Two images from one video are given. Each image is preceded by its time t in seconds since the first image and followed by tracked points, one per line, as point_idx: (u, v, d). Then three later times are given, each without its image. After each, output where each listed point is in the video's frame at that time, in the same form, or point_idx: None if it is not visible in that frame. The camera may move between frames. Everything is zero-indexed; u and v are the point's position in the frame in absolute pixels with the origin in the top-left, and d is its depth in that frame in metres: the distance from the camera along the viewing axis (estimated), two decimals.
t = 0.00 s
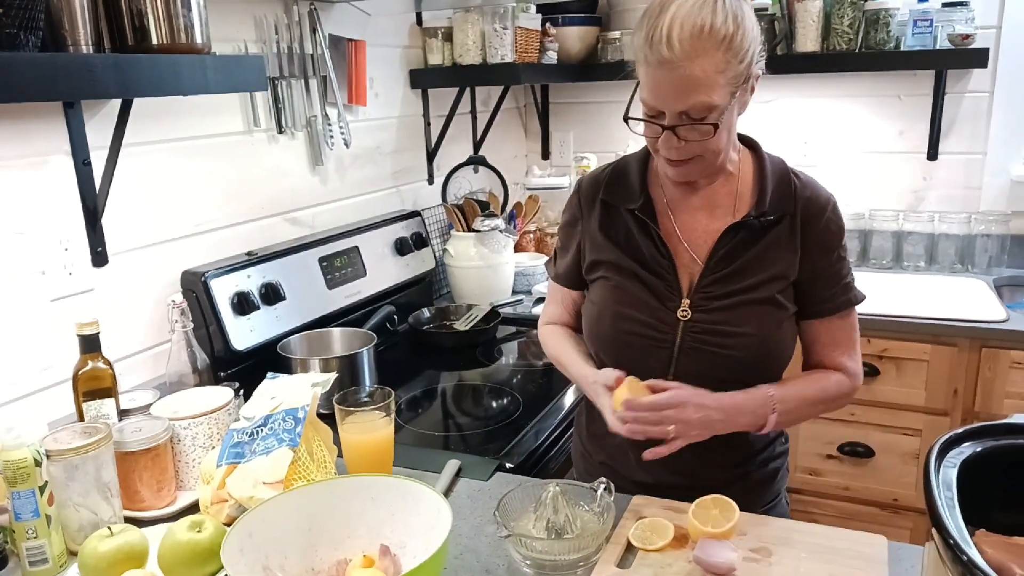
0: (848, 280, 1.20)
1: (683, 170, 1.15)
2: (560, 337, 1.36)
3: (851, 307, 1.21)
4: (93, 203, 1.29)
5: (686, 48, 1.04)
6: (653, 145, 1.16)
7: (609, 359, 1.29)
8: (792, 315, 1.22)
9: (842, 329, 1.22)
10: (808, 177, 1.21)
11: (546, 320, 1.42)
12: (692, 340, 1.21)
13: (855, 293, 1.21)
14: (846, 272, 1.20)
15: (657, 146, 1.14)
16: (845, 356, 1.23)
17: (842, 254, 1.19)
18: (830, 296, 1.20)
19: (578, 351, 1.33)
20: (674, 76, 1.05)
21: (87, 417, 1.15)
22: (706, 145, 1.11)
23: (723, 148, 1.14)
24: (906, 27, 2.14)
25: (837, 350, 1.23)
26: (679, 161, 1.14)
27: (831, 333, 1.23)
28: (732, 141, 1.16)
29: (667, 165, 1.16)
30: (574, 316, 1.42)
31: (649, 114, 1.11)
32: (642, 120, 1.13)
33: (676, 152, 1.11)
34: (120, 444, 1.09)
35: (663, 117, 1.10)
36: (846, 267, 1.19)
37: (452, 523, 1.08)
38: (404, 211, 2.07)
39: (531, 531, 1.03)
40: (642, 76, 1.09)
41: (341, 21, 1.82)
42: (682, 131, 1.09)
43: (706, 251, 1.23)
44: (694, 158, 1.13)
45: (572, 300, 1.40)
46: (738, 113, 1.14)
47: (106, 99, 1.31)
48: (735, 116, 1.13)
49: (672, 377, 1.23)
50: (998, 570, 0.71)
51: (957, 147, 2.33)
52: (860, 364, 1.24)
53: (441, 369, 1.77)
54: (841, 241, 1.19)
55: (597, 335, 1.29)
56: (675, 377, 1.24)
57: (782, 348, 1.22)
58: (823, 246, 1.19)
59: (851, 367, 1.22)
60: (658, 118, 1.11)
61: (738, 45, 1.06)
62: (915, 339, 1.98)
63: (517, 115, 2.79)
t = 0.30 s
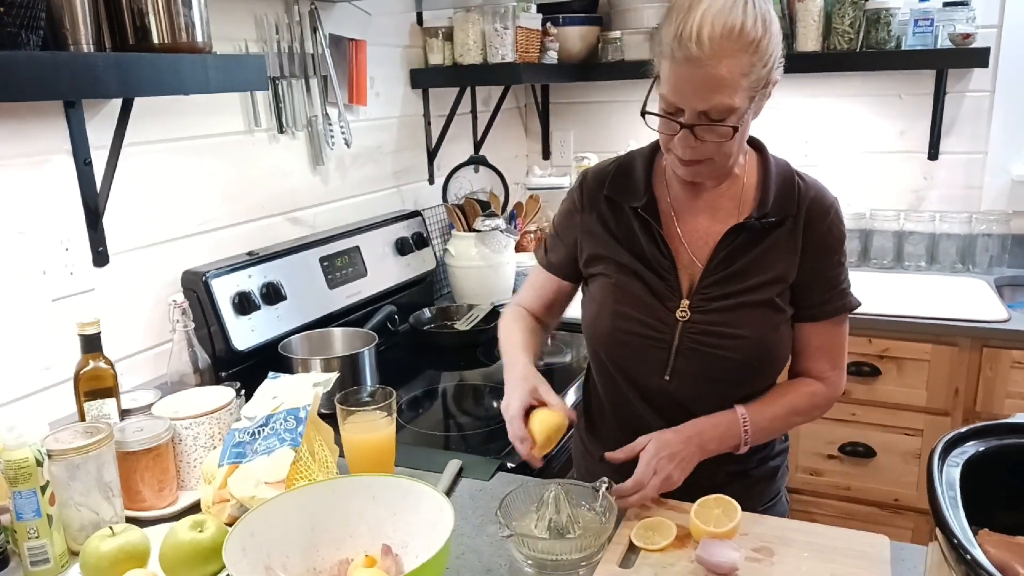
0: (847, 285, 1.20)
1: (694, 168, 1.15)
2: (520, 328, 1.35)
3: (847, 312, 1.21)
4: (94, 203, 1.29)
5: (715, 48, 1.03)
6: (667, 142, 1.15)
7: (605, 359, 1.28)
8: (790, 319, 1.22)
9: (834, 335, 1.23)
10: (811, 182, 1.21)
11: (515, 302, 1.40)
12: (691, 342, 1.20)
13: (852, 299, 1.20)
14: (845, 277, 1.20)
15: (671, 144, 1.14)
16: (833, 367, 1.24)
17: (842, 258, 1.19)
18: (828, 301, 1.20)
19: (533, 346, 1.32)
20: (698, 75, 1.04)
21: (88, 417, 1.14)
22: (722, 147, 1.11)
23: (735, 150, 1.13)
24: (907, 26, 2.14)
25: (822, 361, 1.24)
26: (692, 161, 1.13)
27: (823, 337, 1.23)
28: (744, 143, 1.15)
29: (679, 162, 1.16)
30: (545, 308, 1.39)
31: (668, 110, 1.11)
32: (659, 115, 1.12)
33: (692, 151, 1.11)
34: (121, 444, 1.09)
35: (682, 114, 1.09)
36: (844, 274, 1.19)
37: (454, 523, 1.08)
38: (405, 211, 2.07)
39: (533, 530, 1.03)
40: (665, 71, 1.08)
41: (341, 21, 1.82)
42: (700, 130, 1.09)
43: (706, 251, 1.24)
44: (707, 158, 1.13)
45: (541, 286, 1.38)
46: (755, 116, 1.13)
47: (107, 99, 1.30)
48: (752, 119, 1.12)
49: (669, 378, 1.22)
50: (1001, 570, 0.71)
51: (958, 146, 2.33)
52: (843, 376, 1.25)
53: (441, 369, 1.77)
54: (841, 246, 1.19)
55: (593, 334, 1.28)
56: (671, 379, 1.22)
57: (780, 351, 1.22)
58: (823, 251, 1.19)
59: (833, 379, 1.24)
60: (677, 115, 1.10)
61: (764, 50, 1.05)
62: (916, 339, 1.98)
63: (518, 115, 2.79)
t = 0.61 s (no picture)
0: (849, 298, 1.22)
1: (710, 172, 1.13)
2: (491, 299, 1.28)
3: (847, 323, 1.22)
4: (95, 203, 1.29)
5: (744, 51, 1.01)
6: (685, 142, 1.13)
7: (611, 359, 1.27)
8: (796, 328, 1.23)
9: (831, 347, 1.24)
10: (822, 192, 1.22)
11: (481, 268, 1.32)
12: (700, 346, 1.20)
13: (850, 311, 1.22)
14: (847, 288, 1.21)
15: (690, 145, 1.12)
16: (824, 378, 1.24)
17: (846, 268, 1.21)
18: (831, 311, 1.20)
19: (507, 319, 1.26)
20: (725, 79, 1.02)
21: (89, 416, 1.14)
22: (741, 151, 1.10)
23: (754, 156, 1.12)
24: (908, 27, 2.14)
25: (814, 371, 1.24)
26: (710, 163, 1.12)
27: (819, 347, 1.23)
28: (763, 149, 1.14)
29: (696, 164, 1.14)
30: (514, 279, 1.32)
31: (689, 111, 1.09)
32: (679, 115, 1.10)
33: (711, 154, 1.10)
34: (123, 444, 1.09)
35: (705, 117, 1.07)
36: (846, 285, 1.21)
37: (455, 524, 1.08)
38: (406, 212, 2.07)
39: (533, 531, 1.03)
40: (690, 71, 1.06)
41: (343, 21, 1.82)
42: (722, 134, 1.07)
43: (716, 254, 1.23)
44: (725, 162, 1.11)
45: (516, 254, 1.31)
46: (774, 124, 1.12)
47: (109, 99, 1.30)
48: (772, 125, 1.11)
49: (676, 382, 1.22)
50: (1002, 570, 0.71)
51: (959, 147, 2.33)
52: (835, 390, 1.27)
53: (442, 369, 1.77)
54: (846, 259, 1.21)
55: (598, 334, 1.28)
56: (679, 384, 1.22)
57: (784, 358, 1.22)
58: (829, 261, 1.20)
59: (823, 390, 1.25)
60: (698, 117, 1.08)
61: (791, 55, 1.04)
62: (916, 340, 1.98)
63: (519, 115, 2.79)
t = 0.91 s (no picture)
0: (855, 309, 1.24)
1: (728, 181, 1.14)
2: (494, 285, 1.22)
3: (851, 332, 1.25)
4: (97, 205, 1.29)
5: (774, 66, 1.00)
6: (705, 149, 1.13)
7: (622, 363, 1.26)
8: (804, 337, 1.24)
9: (836, 357, 1.26)
10: (836, 201, 1.22)
11: (486, 247, 1.26)
12: (713, 354, 1.20)
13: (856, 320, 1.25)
14: (854, 299, 1.24)
15: (710, 154, 1.12)
16: (826, 388, 1.27)
17: (854, 278, 1.23)
18: (839, 322, 1.23)
19: (510, 308, 1.21)
20: (752, 94, 1.02)
21: (92, 419, 1.15)
22: (761, 164, 1.10)
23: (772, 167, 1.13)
24: (909, 29, 2.14)
25: (818, 381, 1.27)
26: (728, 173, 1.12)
27: (825, 357, 1.26)
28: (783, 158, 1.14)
29: (715, 174, 1.14)
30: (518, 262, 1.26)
31: (713, 121, 1.08)
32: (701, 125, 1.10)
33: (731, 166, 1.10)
34: (125, 446, 1.09)
35: (728, 128, 1.07)
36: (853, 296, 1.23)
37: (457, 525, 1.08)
38: (406, 213, 2.07)
39: (534, 532, 1.03)
40: (716, 82, 1.05)
41: (344, 23, 1.83)
42: (745, 147, 1.07)
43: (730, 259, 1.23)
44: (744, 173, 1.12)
45: (525, 236, 1.25)
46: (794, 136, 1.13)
47: (110, 102, 1.31)
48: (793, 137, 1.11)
49: (687, 389, 1.22)
50: (1003, 572, 0.71)
51: (960, 148, 2.33)
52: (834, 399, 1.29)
53: (443, 370, 1.77)
54: (855, 270, 1.23)
55: (608, 337, 1.26)
56: (689, 391, 1.22)
57: (793, 367, 1.24)
58: (839, 273, 1.21)
59: (824, 399, 1.27)
60: (721, 128, 1.08)
61: (819, 71, 1.03)
62: (917, 341, 1.98)
63: (519, 117, 2.79)
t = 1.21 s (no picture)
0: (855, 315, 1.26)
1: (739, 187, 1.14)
2: (494, 274, 1.18)
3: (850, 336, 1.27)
4: (96, 205, 1.29)
5: (798, 82, 0.99)
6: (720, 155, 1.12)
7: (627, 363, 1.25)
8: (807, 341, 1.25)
9: (835, 360, 1.27)
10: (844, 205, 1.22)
11: (490, 226, 1.20)
12: (719, 357, 1.20)
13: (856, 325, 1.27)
14: (855, 304, 1.25)
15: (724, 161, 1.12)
16: (823, 391, 1.28)
17: (856, 283, 1.24)
18: (840, 327, 1.25)
19: (507, 299, 1.18)
20: (773, 109, 1.01)
21: (90, 418, 1.15)
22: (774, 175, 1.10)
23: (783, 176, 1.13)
24: (908, 28, 2.14)
25: (816, 385, 1.28)
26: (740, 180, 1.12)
27: (825, 361, 1.27)
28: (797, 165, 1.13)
29: (725, 182, 1.15)
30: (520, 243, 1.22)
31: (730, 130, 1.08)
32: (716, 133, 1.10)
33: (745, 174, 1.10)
34: (123, 445, 1.09)
35: (745, 138, 1.06)
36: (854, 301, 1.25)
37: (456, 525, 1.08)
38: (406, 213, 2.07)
39: (533, 531, 1.03)
40: (737, 92, 1.04)
41: (343, 23, 1.83)
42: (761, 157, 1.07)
43: (739, 261, 1.22)
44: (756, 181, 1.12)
45: (530, 219, 1.20)
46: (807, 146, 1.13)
47: (108, 102, 1.31)
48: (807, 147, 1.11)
49: (691, 392, 1.22)
50: (1000, 571, 0.71)
51: (960, 147, 2.33)
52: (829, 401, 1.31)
53: (442, 370, 1.77)
54: (858, 276, 1.24)
55: (613, 337, 1.25)
56: (693, 393, 1.22)
57: (794, 371, 1.25)
58: (842, 278, 1.23)
59: (819, 402, 1.29)
60: (738, 137, 1.08)
61: (841, 85, 1.02)
62: (916, 340, 1.98)
63: (519, 116, 2.79)
